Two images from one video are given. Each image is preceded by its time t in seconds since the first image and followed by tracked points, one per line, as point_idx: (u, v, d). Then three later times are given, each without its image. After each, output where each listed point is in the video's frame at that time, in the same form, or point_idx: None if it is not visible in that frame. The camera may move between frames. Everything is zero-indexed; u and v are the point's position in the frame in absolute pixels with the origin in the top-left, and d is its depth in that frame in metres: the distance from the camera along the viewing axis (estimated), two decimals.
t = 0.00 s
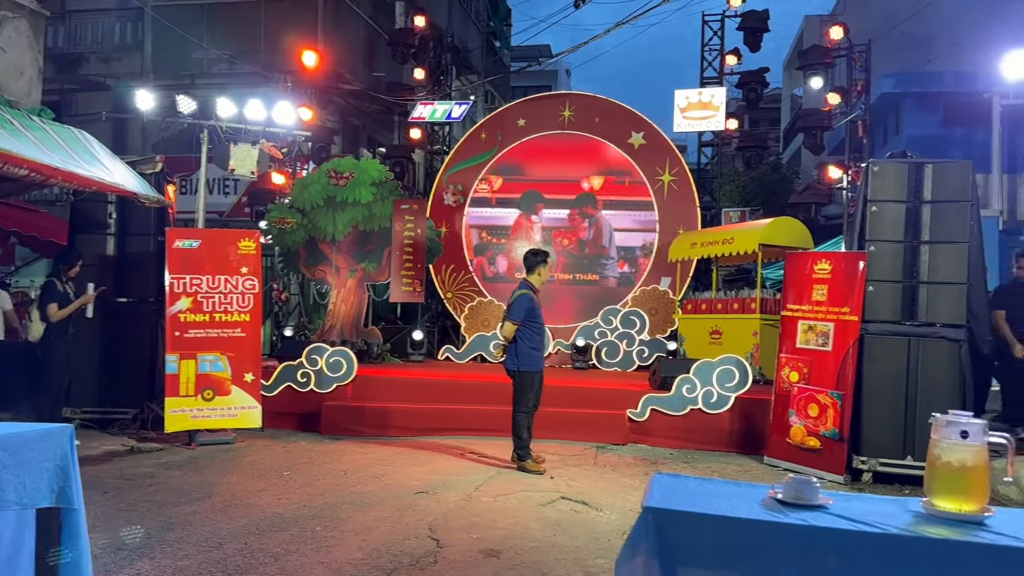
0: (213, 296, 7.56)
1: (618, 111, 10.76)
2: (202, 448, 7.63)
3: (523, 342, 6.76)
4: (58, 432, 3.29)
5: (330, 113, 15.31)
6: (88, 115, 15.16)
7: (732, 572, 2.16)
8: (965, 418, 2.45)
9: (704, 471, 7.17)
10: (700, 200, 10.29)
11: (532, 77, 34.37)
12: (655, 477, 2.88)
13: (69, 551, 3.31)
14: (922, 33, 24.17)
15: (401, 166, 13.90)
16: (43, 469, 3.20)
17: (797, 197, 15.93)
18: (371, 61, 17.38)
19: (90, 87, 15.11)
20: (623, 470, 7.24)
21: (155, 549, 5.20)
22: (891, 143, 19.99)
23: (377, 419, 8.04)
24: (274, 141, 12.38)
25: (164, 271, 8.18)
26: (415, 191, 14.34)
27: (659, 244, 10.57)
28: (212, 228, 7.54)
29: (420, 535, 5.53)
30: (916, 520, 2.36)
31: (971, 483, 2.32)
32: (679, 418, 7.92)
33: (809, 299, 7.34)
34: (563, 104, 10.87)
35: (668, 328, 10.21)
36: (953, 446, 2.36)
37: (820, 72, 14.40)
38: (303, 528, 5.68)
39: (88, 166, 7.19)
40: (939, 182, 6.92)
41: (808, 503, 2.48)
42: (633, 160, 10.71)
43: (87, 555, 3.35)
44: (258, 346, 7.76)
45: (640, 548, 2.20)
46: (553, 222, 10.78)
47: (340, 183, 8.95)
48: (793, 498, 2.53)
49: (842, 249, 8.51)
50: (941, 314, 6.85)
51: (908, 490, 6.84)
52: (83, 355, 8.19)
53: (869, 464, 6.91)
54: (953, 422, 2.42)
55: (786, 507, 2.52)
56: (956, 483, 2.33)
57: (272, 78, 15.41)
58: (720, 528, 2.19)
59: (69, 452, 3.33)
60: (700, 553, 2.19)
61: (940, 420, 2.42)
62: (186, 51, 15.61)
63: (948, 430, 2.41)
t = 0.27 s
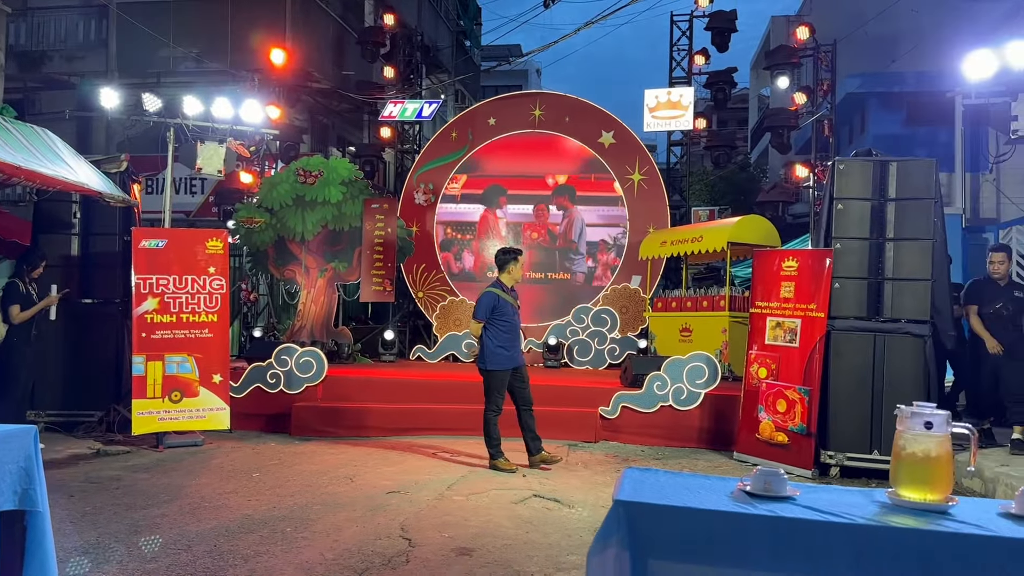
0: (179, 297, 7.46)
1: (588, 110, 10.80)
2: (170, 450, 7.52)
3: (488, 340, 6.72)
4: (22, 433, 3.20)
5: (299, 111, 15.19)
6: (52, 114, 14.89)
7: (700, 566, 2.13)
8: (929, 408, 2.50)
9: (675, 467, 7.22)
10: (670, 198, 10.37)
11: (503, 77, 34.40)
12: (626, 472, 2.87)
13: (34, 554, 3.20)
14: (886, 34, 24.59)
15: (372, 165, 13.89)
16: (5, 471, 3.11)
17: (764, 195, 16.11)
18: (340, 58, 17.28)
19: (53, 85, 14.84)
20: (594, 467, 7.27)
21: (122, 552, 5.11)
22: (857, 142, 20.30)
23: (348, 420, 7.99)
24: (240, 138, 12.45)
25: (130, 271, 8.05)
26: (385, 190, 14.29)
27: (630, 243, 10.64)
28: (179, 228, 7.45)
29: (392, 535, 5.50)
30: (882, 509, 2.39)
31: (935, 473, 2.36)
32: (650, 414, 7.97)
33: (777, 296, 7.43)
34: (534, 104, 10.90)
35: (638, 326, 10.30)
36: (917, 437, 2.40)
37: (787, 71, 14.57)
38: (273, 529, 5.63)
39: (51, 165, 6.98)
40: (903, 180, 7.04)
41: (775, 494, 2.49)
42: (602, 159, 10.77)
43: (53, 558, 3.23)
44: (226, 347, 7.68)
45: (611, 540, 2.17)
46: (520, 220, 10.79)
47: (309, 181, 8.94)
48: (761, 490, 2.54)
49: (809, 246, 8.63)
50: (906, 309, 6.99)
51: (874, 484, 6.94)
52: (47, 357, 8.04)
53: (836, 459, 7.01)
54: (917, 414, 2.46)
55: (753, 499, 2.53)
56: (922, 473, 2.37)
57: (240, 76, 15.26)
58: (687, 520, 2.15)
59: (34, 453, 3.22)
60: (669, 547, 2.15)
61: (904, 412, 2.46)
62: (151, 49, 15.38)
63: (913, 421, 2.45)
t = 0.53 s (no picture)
0: (157, 299, 7.40)
1: (568, 111, 10.83)
2: (149, 454, 7.45)
3: (468, 341, 6.71)
4: None
5: (277, 112, 15.11)
6: (27, 115, 14.71)
7: (675, 564, 2.12)
8: (901, 406, 2.55)
9: (656, 466, 7.25)
10: (649, 198, 10.43)
11: (482, 77, 34.39)
12: (604, 471, 2.87)
13: (7, 559, 3.16)
14: (862, 35, 24.84)
15: (351, 166, 13.80)
16: None
17: (743, 195, 16.23)
18: (319, 59, 17.21)
19: (28, 86, 14.67)
20: (576, 466, 7.28)
21: (99, 557, 5.06)
22: (834, 142, 20.49)
23: (329, 422, 7.96)
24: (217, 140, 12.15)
25: (106, 274, 7.97)
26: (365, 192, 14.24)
27: (610, 244, 10.68)
28: (157, 230, 7.40)
29: (372, 536, 5.48)
30: (855, 505, 2.41)
31: (907, 469, 2.40)
32: (631, 414, 8.00)
33: (755, 295, 7.48)
34: (513, 104, 10.91)
35: (619, 326, 10.36)
36: (889, 434, 2.44)
37: (764, 72, 14.68)
38: (252, 532, 5.59)
39: (26, 166, 6.86)
40: (879, 180, 7.11)
41: (751, 491, 2.50)
42: (582, 160, 10.81)
43: (27, 563, 3.19)
44: (204, 350, 7.61)
45: (588, 539, 2.16)
46: (502, 219, 10.81)
47: (287, 182, 8.89)
48: (737, 487, 2.55)
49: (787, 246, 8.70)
50: (882, 308, 7.06)
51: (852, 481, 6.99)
52: (22, 361, 7.93)
53: (814, 456, 7.07)
54: (890, 411, 2.51)
55: (730, 496, 2.53)
56: (895, 469, 2.41)
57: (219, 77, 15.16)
58: (663, 517, 2.14)
59: (7, 458, 3.19)
60: (646, 545, 2.14)
61: (878, 409, 2.51)
62: (127, 49, 15.26)
63: (886, 418, 2.50)
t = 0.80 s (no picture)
0: (139, 302, 7.35)
1: (552, 113, 10.85)
2: (131, 458, 7.39)
3: (457, 344, 6.70)
4: None
5: (260, 113, 15.05)
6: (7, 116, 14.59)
7: (659, 563, 2.15)
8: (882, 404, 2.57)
9: (641, 467, 7.27)
10: (634, 199, 10.47)
11: (467, 79, 34.41)
12: (587, 472, 2.86)
13: None
14: (844, 38, 25.06)
15: (335, 168, 13.65)
16: None
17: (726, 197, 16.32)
18: (302, 61, 17.15)
19: (9, 87, 14.56)
20: (561, 468, 7.28)
21: (80, 562, 5.01)
22: (816, 144, 20.66)
23: (312, 425, 7.93)
24: (200, 141, 12.00)
25: (87, 277, 7.90)
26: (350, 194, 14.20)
27: (595, 246, 10.71)
28: (139, 232, 7.33)
29: (357, 540, 5.46)
30: (837, 504, 2.42)
31: (889, 468, 2.42)
32: (616, 415, 8.01)
33: (738, 296, 7.52)
34: (498, 106, 10.92)
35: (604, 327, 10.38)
36: (871, 433, 2.45)
37: (747, 75, 14.77)
38: (236, 536, 5.56)
39: (7, 168, 6.78)
40: (860, 182, 7.16)
41: (733, 491, 2.51)
42: (567, 162, 10.83)
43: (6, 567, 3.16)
44: (186, 354, 7.54)
45: (572, 539, 2.17)
46: (489, 220, 10.82)
47: (270, 184, 8.84)
48: (720, 487, 2.56)
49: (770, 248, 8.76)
50: (864, 309, 7.10)
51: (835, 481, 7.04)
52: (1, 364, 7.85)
53: (797, 456, 7.11)
54: (870, 410, 2.52)
55: (713, 496, 2.54)
56: (877, 469, 2.42)
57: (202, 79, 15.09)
58: (647, 517, 2.16)
59: None
60: (632, 546, 2.16)
61: (859, 408, 2.52)
62: (109, 51, 15.17)
63: (868, 417, 2.51)
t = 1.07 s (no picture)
0: (126, 307, 7.31)
1: (541, 117, 10.87)
2: (118, 463, 7.34)
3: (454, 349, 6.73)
4: None
5: (248, 117, 15.01)
6: None
7: (650, 565, 2.13)
8: (870, 408, 2.63)
9: (630, 470, 7.28)
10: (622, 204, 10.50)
11: (455, 82, 34.43)
12: (578, 474, 2.87)
13: None
14: (830, 43, 25.23)
15: (323, 171, 13.71)
16: None
17: (714, 200, 16.39)
18: (291, 64, 17.12)
19: None
20: (550, 471, 7.28)
21: (66, 568, 4.97)
22: (803, 148, 20.77)
23: (301, 429, 7.92)
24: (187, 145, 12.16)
25: (74, 281, 7.86)
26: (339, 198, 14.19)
27: (584, 249, 10.73)
28: (127, 236, 7.33)
29: (346, 544, 5.44)
30: (826, 506, 2.43)
31: (877, 470, 2.45)
32: (605, 418, 8.03)
33: (726, 300, 7.56)
34: (487, 110, 10.93)
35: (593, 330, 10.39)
36: (859, 435, 2.50)
37: (734, 79, 14.83)
38: (224, 542, 5.53)
39: None
40: (847, 185, 7.19)
41: (723, 493, 2.51)
42: (555, 166, 10.85)
43: None
44: (174, 358, 7.52)
45: (562, 542, 2.16)
46: (480, 222, 10.83)
47: (259, 187, 8.87)
48: (710, 489, 2.55)
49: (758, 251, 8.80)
50: (852, 312, 7.14)
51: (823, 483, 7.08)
52: None
53: (786, 459, 7.15)
54: (859, 412, 2.58)
55: (702, 498, 2.54)
56: (865, 470, 2.45)
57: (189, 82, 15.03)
58: (639, 519, 2.15)
59: None
60: (623, 549, 2.14)
61: (847, 411, 2.58)
62: (96, 54, 15.13)
63: (856, 419, 2.57)
